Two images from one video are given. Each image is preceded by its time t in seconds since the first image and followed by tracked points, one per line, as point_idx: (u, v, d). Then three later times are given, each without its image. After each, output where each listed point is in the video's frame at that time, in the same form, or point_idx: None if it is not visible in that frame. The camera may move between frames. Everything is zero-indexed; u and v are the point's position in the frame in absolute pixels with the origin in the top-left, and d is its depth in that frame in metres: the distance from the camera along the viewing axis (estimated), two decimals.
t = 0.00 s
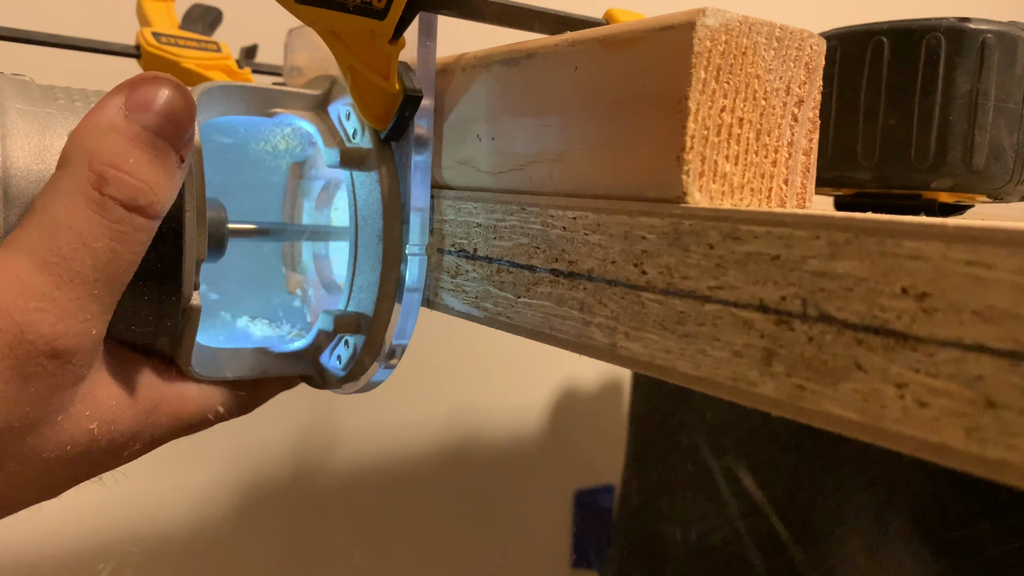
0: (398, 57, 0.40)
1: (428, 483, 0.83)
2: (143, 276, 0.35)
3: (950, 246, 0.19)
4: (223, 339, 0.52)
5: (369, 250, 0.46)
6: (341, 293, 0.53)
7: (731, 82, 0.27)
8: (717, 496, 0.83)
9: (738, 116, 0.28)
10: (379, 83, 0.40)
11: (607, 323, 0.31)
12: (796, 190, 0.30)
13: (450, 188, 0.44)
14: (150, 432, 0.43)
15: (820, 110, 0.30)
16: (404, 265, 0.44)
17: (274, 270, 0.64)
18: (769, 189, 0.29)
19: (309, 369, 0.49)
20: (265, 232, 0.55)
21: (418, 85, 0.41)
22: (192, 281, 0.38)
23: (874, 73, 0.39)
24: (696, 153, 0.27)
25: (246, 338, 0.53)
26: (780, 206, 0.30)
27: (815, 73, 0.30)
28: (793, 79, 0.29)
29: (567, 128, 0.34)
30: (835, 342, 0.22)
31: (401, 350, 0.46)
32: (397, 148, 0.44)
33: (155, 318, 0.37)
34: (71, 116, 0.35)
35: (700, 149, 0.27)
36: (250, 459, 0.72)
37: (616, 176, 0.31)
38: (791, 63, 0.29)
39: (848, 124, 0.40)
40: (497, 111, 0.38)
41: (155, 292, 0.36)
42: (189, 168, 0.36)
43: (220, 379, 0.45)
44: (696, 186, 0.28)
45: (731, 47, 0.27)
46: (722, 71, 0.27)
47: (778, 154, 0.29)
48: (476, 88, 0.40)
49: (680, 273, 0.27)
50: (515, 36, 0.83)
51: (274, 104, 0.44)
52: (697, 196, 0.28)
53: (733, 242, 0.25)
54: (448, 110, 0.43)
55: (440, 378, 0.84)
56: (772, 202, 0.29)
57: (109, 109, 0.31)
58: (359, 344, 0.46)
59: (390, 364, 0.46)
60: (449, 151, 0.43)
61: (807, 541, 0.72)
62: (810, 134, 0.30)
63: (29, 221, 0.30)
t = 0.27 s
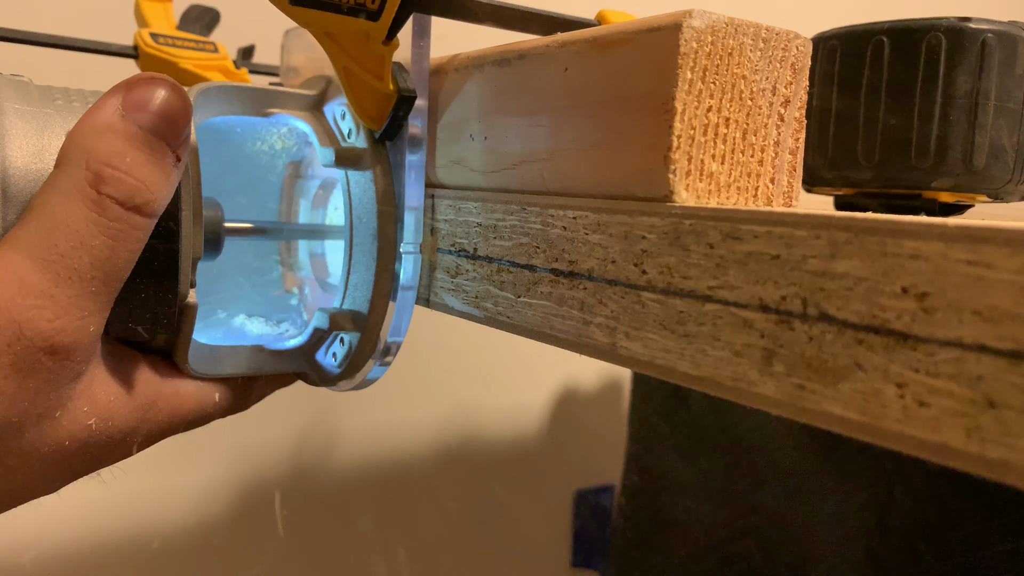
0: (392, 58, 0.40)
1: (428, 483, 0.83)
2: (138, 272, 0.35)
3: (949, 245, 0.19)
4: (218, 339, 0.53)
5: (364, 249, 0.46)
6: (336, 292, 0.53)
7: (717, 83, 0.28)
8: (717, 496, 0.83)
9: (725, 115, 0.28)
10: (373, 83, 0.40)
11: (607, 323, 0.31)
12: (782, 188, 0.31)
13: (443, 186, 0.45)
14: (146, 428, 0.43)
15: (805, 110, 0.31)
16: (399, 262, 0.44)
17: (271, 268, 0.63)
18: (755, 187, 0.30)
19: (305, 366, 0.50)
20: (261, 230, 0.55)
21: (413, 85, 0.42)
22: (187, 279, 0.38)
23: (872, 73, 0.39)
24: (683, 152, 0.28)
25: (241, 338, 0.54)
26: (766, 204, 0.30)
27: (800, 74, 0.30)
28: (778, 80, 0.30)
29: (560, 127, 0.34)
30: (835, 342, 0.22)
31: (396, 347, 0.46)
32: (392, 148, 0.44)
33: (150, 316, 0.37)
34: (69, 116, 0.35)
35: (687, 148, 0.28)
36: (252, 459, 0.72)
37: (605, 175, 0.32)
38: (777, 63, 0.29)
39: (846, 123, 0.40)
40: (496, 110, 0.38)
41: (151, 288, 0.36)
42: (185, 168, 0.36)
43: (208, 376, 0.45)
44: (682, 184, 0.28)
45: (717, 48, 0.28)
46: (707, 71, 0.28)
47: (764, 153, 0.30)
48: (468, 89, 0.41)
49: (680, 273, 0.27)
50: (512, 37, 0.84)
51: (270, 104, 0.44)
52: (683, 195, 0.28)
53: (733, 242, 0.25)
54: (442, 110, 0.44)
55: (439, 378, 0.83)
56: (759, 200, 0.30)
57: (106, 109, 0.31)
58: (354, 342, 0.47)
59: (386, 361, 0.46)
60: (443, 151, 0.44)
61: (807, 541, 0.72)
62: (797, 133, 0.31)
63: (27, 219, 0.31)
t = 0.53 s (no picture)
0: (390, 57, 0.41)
1: (428, 483, 0.83)
2: (138, 271, 0.36)
3: (949, 245, 0.19)
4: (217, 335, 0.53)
5: (363, 246, 0.46)
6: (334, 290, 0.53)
7: (712, 81, 0.28)
8: (716, 495, 0.83)
9: (721, 113, 0.29)
10: (371, 82, 0.41)
11: (607, 323, 0.31)
12: (779, 186, 0.31)
13: (441, 184, 0.45)
14: (145, 426, 0.44)
15: (802, 107, 0.31)
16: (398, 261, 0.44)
17: (271, 268, 0.63)
18: (751, 185, 0.30)
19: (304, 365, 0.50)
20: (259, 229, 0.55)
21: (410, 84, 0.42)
22: (187, 277, 0.38)
23: (874, 74, 0.39)
24: (678, 150, 0.28)
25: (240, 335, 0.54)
26: (762, 201, 0.30)
27: (796, 72, 0.30)
28: (775, 77, 0.30)
29: (559, 126, 0.35)
30: (836, 341, 0.22)
31: (394, 346, 0.47)
32: (390, 147, 0.45)
33: (150, 315, 0.37)
34: (68, 114, 0.35)
35: (682, 146, 0.28)
36: (252, 458, 0.72)
37: (603, 172, 0.32)
38: (773, 61, 0.29)
39: (848, 123, 0.40)
40: (496, 110, 0.39)
41: (150, 287, 0.37)
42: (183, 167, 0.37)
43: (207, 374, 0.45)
44: (679, 182, 0.29)
45: (713, 46, 0.28)
46: (703, 69, 0.28)
47: (761, 150, 0.30)
48: (467, 87, 0.41)
49: (680, 273, 0.27)
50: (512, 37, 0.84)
51: (270, 103, 0.45)
52: (680, 192, 0.29)
53: (733, 241, 0.25)
54: (440, 109, 0.44)
55: (439, 377, 0.83)
56: (754, 197, 0.30)
57: (106, 108, 0.31)
58: (353, 340, 0.47)
59: (384, 359, 0.47)
60: (443, 148, 0.44)
61: (808, 542, 0.72)
62: (793, 131, 0.31)
63: (27, 217, 0.31)
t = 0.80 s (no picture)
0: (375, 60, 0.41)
1: (428, 483, 0.83)
2: (132, 267, 0.38)
3: (949, 245, 0.19)
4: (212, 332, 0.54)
5: (349, 245, 0.48)
6: (321, 286, 0.54)
7: (678, 86, 0.29)
8: (716, 496, 0.83)
9: (687, 118, 0.30)
10: (356, 85, 0.42)
11: (607, 323, 0.31)
12: (744, 187, 0.32)
13: (427, 185, 0.46)
14: (138, 419, 0.46)
15: (768, 111, 0.32)
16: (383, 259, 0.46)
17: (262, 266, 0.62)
18: (718, 186, 0.31)
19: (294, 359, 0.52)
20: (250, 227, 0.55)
21: (395, 87, 0.43)
22: (180, 273, 0.40)
23: (872, 73, 0.36)
24: (645, 153, 0.29)
25: (232, 330, 0.55)
26: (728, 202, 0.31)
27: (762, 78, 0.31)
28: (741, 83, 0.31)
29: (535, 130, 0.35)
30: (835, 341, 0.22)
31: (381, 341, 0.48)
32: (376, 148, 0.46)
33: (142, 307, 0.39)
34: (62, 116, 0.38)
35: (649, 150, 0.29)
36: (252, 456, 0.72)
37: (572, 174, 0.33)
38: (739, 67, 0.30)
39: (847, 124, 0.37)
40: (482, 113, 0.39)
41: (141, 284, 0.39)
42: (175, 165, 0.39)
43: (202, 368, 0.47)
44: (646, 184, 0.29)
45: (679, 53, 0.29)
46: (670, 76, 0.29)
47: (726, 152, 0.31)
48: (449, 91, 0.42)
49: (680, 273, 0.27)
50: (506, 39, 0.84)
51: (259, 105, 0.46)
52: (647, 194, 0.29)
53: (733, 242, 0.25)
54: (424, 113, 0.45)
55: (439, 377, 0.83)
56: (720, 199, 0.31)
57: (100, 111, 0.34)
58: (340, 336, 0.49)
59: (371, 354, 0.48)
60: (427, 150, 0.45)
61: (807, 542, 0.73)
62: (757, 135, 0.32)
63: (26, 214, 0.33)
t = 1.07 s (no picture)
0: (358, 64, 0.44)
1: (428, 482, 0.84)
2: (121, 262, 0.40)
3: (949, 245, 0.19)
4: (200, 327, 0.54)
5: (333, 244, 0.49)
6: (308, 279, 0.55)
7: (643, 90, 0.32)
8: (714, 496, 0.83)
9: (651, 120, 0.32)
10: (340, 88, 0.44)
11: (607, 323, 0.31)
12: (707, 186, 0.35)
13: (407, 184, 0.48)
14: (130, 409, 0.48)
15: (729, 114, 0.34)
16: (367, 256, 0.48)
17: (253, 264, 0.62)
18: (682, 184, 0.34)
19: (282, 353, 0.54)
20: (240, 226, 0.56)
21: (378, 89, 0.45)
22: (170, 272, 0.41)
23: (873, 73, 0.36)
24: (610, 154, 0.32)
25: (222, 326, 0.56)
26: (692, 200, 0.34)
27: (725, 80, 0.34)
28: (702, 86, 0.33)
29: (513, 130, 0.38)
30: (836, 342, 0.22)
31: (366, 335, 0.50)
32: (361, 148, 0.48)
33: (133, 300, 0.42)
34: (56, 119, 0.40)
35: (614, 151, 0.32)
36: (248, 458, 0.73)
37: (543, 173, 0.35)
38: (701, 71, 0.33)
39: (846, 126, 0.37)
40: (471, 111, 0.41)
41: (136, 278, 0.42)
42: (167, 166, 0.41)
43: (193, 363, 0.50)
44: (611, 183, 0.32)
45: (642, 58, 0.31)
46: (633, 80, 0.31)
47: (689, 153, 0.34)
48: (428, 94, 0.45)
49: (680, 274, 0.27)
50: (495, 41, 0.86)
51: (247, 107, 0.48)
52: (612, 192, 0.32)
53: (733, 242, 0.25)
54: (405, 114, 0.47)
55: (436, 376, 0.84)
56: (685, 196, 0.34)
57: (91, 114, 0.36)
58: (327, 331, 0.51)
59: (357, 348, 0.51)
60: (408, 151, 0.47)
61: (806, 542, 0.72)
62: (720, 136, 0.34)
63: (22, 213, 0.36)
